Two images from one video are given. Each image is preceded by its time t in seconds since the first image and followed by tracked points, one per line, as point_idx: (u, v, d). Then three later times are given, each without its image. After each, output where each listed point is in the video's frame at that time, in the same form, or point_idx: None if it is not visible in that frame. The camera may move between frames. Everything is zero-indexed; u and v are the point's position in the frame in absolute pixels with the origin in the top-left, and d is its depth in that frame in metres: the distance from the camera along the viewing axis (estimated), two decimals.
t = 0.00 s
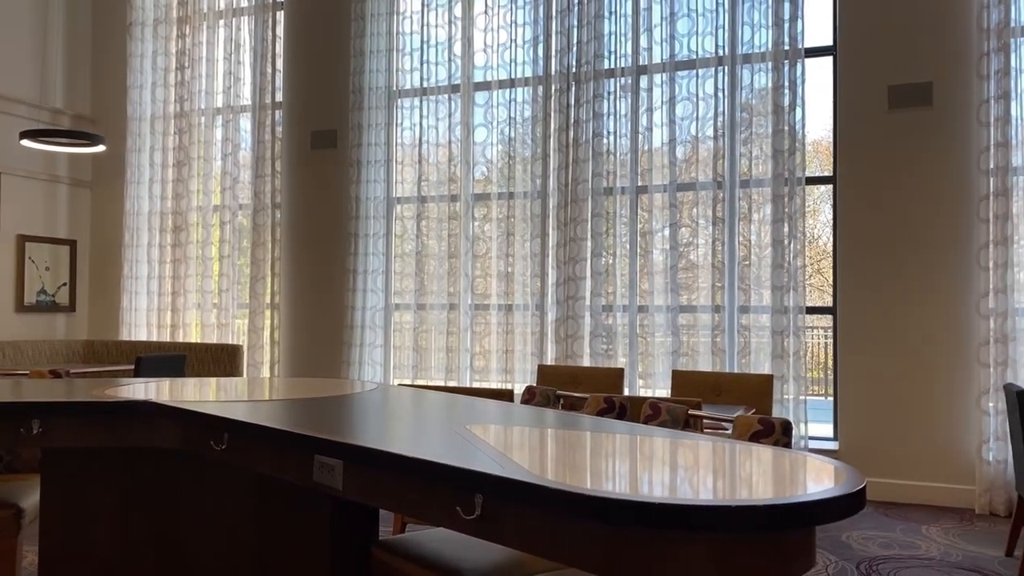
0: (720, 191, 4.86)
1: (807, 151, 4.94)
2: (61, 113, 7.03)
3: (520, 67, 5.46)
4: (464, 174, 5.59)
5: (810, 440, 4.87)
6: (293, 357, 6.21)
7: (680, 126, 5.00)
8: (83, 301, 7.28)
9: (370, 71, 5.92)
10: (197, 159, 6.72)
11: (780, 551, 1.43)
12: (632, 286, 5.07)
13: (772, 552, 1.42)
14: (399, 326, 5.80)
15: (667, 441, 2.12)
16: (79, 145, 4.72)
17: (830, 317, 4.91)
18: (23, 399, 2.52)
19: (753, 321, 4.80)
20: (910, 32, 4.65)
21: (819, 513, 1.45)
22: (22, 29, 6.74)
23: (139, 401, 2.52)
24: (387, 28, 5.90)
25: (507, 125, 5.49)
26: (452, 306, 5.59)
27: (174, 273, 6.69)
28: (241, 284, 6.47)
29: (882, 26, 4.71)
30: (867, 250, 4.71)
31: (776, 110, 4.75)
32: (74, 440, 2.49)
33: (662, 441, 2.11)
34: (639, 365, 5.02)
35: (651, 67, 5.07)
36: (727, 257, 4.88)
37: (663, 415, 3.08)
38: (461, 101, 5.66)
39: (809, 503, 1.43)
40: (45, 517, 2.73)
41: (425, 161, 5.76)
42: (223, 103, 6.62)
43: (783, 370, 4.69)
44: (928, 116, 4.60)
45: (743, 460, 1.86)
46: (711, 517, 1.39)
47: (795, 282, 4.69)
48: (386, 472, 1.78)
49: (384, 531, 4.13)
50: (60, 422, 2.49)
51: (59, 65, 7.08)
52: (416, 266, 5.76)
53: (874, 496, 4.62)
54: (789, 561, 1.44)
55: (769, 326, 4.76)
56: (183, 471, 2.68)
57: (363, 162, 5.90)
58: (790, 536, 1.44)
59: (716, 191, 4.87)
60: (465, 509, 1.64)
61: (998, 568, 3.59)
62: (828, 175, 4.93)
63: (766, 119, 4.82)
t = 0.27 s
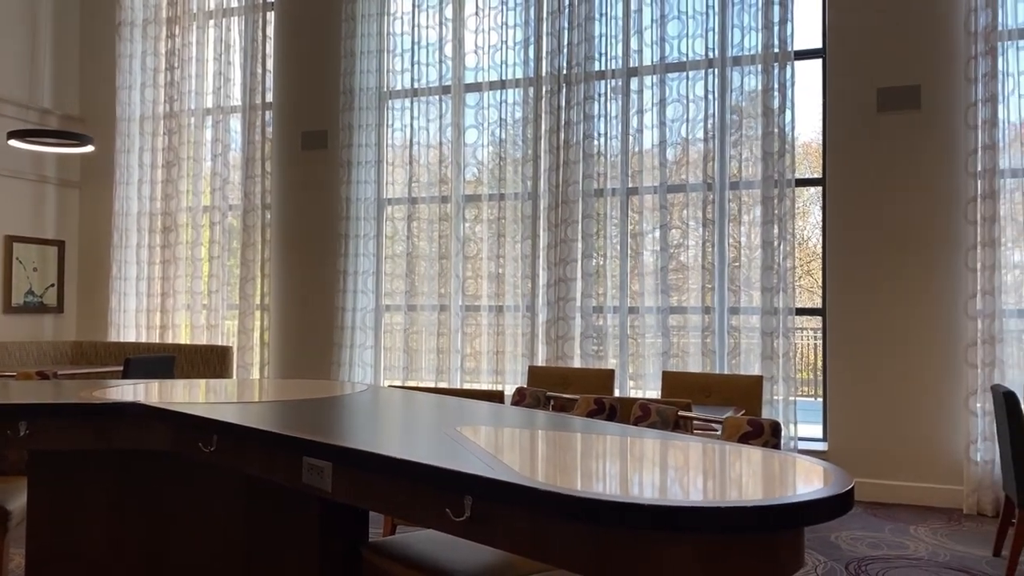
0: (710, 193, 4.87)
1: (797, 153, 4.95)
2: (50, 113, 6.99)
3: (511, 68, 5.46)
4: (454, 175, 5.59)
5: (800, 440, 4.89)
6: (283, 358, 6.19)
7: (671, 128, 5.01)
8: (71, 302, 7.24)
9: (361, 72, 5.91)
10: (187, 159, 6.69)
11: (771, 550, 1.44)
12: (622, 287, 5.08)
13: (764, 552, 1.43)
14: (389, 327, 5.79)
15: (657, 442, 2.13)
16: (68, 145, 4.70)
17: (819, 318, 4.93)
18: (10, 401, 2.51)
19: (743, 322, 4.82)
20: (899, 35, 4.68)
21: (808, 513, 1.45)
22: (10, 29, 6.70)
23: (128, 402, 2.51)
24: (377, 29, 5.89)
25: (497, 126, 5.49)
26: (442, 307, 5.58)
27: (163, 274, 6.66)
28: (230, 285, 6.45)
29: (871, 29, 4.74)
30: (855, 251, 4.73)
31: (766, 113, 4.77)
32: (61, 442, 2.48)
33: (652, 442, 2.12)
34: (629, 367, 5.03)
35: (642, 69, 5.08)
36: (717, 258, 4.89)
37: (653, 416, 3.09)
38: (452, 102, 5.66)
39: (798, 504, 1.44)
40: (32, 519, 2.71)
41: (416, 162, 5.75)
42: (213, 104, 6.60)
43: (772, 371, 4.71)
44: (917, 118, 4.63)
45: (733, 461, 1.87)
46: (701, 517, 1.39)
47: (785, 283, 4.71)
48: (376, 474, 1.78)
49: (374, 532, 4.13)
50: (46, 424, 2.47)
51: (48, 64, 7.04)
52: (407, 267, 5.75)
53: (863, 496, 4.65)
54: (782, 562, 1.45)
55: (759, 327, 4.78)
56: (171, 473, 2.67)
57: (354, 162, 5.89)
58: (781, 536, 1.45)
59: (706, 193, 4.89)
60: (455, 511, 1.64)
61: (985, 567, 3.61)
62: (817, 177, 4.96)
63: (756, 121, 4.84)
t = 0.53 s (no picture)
0: (703, 192, 4.88)
1: (790, 153, 4.97)
2: (41, 111, 6.95)
3: (504, 67, 5.46)
4: (448, 174, 5.59)
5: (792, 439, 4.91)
6: (276, 357, 6.17)
7: (664, 127, 5.02)
8: (62, 300, 7.20)
9: (354, 70, 5.89)
10: (179, 157, 6.66)
11: (764, 549, 1.44)
12: (616, 286, 5.08)
13: (756, 551, 1.43)
14: (383, 326, 5.78)
15: (651, 441, 2.13)
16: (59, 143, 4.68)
17: (812, 317, 4.94)
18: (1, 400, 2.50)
19: (736, 321, 4.83)
20: (892, 34, 4.69)
21: (801, 511, 1.46)
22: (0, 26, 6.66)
23: (120, 401, 2.50)
24: (371, 27, 5.88)
25: (491, 125, 5.49)
26: (436, 306, 5.58)
27: (155, 273, 6.63)
28: (223, 283, 6.43)
29: (863, 28, 4.75)
30: (848, 250, 4.75)
31: (759, 112, 4.78)
32: (53, 442, 2.47)
33: (646, 441, 2.12)
34: (622, 365, 5.04)
35: (635, 68, 5.09)
36: (710, 257, 4.91)
37: (646, 415, 3.09)
38: (446, 101, 5.65)
39: (792, 502, 1.44)
40: (24, 519, 2.71)
41: (409, 161, 5.74)
42: (205, 102, 6.58)
43: (765, 369, 4.73)
44: (909, 118, 4.64)
45: (726, 459, 1.87)
46: (694, 516, 1.39)
47: (778, 282, 4.73)
48: (369, 472, 1.78)
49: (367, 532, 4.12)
50: (38, 424, 2.46)
51: (39, 62, 7.00)
52: (400, 266, 5.74)
53: (855, 494, 4.66)
54: (775, 560, 1.46)
55: (752, 326, 4.80)
56: (163, 472, 2.66)
57: (347, 161, 5.88)
58: (774, 535, 1.46)
59: (699, 192, 4.90)
60: (449, 509, 1.64)
61: (976, 565, 3.63)
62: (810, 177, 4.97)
63: (749, 121, 4.85)
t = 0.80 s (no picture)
0: (698, 193, 4.89)
1: (785, 153, 4.98)
2: (35, 110, 6.93)
3: (500, 67, 5.46)
4: (443, 174, 5.59)
5: (787, 439, 4.91)
6: (271, 357, 6.17)
7: (659, 127, 5.02)
8: (57, 300, 7.18)
9: (349, 70, 5.89)
10: (174, 157, 6.65)
11: (756, 549, 1.45)
12: (611, 286, 5.09)
13: (749, 552, 1.44)
14: (378, 326, 5.78)
15: (646, 441, 2.13)
16: (53, 143, 4.67)
17: (807, 318, 4.95)
18: None
19: (731, 321, 4.84)
20: (887, 35, 4.70)
21: (796, 510, 1.47)
22: None
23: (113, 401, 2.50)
24: (366, 27, 5.88)
25: (486, 125, 5.49)
26: (431, 306, 5.58)
27: (150, 273, 6.62)
28: (218, 283, 6.42)
29: (858, 29, 4.76)
30: (843, 250, 4.76)
31: (755, 112, 4.78)
32: (45, 442, 2.47)
33: (641, 441, 2.12)
34: (618, 365, 5.05)
35: (631, 68, 5.09)
36: (705, 258, 4.91)
37: (640, 415, 3.09)
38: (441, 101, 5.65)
39: (785, 503, 1.45)
40: (18, 518, 2.71)
41: (405, 161, 5.74)
42: (200, 101, 6.56)
43: (760, 369, 4.74)
44: (903, 118, 4.66)
45: (721, 460, 1.87)
46: (688, 516, 1.40)
47: (772, 283, 4.74)
48: (363, 472, 1.78)
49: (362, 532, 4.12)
50: (31, 424, 2.46)
51: (33, 61, 6.98)
52: (395, 266, 5.74)
53: (850, 494, 4.68)
54: (768, 561, 1.47)
55: (747, 326, 4.80)
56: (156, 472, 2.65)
57: (342, 161, 5.88)
58: (767, 535, 1.47)
59: (694, 192, 4.90)
60: (442, 509, 1.64)
61: (970, 565, 3.64)
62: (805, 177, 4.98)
63: (744, 121, 4.85)
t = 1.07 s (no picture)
0: (693, 193, 4.90)
1: (780, 153, 4.98)
2: (29, 109, 6.92)
3: (495, 67, 5.47)
4: (439, 174, 5.59)
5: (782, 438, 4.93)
6: (266, 356, 6.16)
7: (654, 127, 5.03)
8: (51, 300, 7.17)
9: (344, 69, 5.88)
10: (169, 156, 6.64)
11: (749, 549, 1.46)
12: (607, 286, 5.09)
13: (741, 552, 1.45)
14: (373, 326, 5.78)
15: (641, 441, 2.13)
16: (47, 141, 4.66)
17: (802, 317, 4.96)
18: None
19: (726, 321, 4.85)
20: (881, 36, 4.72)
21: (789, 509, 1.47)
22: None
23: (107, 401, 2.50)
24: (361, 26, 5.87)
25: (482, 125, 5.50)
26: (426, 306, 5.58)
27: (144, 272, 6.61)
28: (213, 283, 6.41)
29: (852, 29, 4.77)
30: (838, 250, 4.77)
31: (749, 112, 4.79)
32: (39, 441, 2.46)
33: (637, 441, 2.12)
34: (613, 365, 5.05)
35: (626, 68, 5.10)
36: (700, 258, 4.92)
37: (635, 415, 3.10)
38: (436, 100, 5.65)
39: (778, 502, 1.45)
40: (12, 518, 2.70)
41: (400, 160, 5.74)
42: (195, 101, 6.56)
43: (755, 369, 4.75)
44: (898, 118, 4.67)
45: (717, 459, 1.87)
46: (681, 516, 1.40)
47: (767, 283, 4.75)
48: (357, 472, 1.78)
49: (357, 532, 4.12)
50: (24, 423, 2.46)
51: (27, 60, 6.97)
52: (391, 266, 5.74)
53: (844, 493, 4.69)
54: (760, 561, 1.48)
55: (742, 326, 4.82)
56: (151, 472, 2.65)
57: (337, 160, 5.87)
58: (760, 534, 1.47)
59: (689, 192, 4.91)
60: (436, 509, 1.64)
61: (963, 563, 3.65)
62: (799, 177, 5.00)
63: (738, 121, 4.86)
